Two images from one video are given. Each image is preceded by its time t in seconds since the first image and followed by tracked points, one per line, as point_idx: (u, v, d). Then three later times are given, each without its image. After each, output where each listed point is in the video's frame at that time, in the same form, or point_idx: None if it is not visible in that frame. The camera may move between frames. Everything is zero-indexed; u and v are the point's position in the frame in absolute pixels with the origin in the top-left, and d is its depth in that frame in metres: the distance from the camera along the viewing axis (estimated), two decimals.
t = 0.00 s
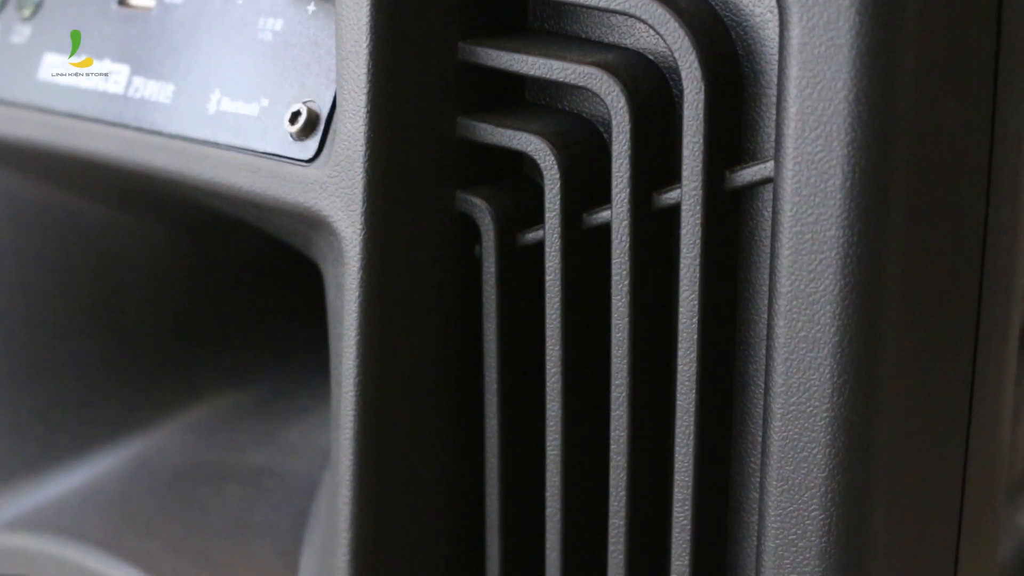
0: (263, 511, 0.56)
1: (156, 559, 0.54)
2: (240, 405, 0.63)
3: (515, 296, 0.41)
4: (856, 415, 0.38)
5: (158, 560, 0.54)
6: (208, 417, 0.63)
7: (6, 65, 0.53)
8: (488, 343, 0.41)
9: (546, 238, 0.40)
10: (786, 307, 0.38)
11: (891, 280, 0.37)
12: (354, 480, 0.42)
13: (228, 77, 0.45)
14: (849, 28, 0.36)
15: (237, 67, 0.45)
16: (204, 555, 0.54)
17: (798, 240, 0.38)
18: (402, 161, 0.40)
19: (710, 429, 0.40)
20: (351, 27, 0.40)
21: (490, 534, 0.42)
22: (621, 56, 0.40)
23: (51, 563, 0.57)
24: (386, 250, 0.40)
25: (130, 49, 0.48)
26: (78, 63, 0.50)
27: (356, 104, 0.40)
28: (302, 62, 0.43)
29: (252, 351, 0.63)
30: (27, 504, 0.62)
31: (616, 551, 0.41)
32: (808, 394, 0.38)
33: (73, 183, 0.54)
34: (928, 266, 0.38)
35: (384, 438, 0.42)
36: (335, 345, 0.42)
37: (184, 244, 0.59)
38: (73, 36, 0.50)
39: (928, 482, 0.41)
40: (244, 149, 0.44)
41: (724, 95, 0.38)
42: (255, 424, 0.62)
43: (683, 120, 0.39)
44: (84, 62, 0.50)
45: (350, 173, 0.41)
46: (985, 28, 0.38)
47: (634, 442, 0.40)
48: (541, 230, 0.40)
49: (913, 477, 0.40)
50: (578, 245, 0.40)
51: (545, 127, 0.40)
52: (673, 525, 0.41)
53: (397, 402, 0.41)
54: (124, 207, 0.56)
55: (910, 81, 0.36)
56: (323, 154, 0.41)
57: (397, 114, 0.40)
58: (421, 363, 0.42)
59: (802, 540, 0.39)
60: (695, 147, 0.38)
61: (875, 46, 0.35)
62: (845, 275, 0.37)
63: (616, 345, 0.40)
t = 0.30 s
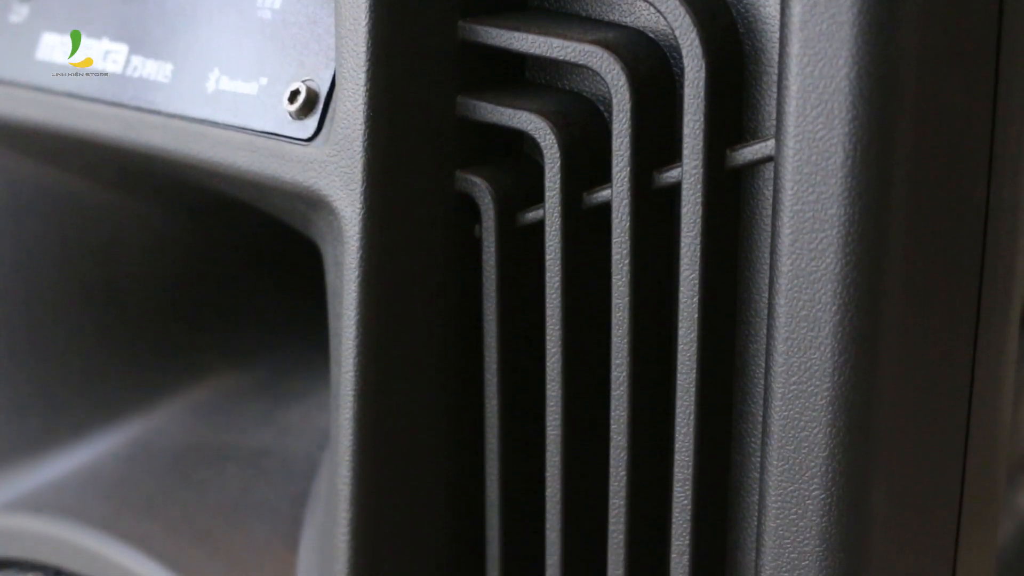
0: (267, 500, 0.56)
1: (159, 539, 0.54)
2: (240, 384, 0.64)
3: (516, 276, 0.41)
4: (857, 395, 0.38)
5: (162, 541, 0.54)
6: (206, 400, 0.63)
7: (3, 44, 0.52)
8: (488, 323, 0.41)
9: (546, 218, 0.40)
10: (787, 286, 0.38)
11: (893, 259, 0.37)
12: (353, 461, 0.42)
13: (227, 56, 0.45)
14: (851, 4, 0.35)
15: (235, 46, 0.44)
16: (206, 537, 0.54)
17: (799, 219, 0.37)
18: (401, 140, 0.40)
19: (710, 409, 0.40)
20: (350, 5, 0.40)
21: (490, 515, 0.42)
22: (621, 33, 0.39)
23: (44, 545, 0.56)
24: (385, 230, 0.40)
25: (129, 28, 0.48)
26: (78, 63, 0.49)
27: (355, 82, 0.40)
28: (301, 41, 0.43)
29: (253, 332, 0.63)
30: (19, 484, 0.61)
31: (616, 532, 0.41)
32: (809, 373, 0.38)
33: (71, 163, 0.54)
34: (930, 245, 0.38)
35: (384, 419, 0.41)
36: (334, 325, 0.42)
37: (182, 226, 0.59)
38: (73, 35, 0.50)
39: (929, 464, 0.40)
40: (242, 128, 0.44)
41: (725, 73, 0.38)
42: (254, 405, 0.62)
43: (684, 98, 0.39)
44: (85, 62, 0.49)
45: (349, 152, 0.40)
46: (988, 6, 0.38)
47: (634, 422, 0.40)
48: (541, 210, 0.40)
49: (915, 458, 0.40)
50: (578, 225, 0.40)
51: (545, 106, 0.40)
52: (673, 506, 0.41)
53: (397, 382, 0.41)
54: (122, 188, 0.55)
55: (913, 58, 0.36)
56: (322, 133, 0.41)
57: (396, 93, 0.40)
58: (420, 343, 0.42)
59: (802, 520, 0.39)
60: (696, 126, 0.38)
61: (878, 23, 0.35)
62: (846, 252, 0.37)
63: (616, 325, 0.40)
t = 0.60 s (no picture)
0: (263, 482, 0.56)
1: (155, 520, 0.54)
2: (240, 368, 0.63)
3: (516, 257, 0.41)
4: (858, 375, 0.37)
5: (157, 520, 0.54)
6: (206, 380, 0.63)
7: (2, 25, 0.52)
8: (488, 304, 0.41)
9: (547, 199, 0.39)
10: (788, 266, 0.38)
11: (894, 238, 0.37)
12: (353, 442, 0.42)
13: (226, 37, 0.45)
14: None
15: (234, 26, 0.44)
16: (204, 520, 0.54)
17: (800, 199, 0.37)
18: (400, 120, 0.40)
19: (710, 390, 0.40)
20: None
21: (490, 497, 0.42)
22: (622, 13, 0.39)
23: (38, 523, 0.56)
24: (385, 211, 0.40)
25: (128, 9, 0.48)
26: (78, 64, 0.49)
27: (355, 62, 0.40)
28: (301, 21, 0.43)
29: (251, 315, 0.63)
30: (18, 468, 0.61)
31: (616, 514, 0.40)
32: (810, 354, 0.38)
33: (69, 144, 0.53)
34: (931, 225, 0.38)
35: (383, 401, 0.41)
36: (334, 306, 0.42)
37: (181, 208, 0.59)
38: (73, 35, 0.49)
39: (929, 445, 0.40)
40: (242, 109, 0.43)
41: (726, 52, 0.38)
42: (255, 384, 0.62)
43: (685, 78, 0.38)
44: (83, 62, 0.49)
45: (349, 133, 0.40)
46: None
47: (635, 404, 0.40)
48: (541, 191, 0.40)
49: (915, 440, 0.40)
50: (578, 205, 0.40)
51: (545, 86, 0.40)
52: (673, 488, 0.41)
53: (397, 364, 0.41)
54: (122, 169, 0.55)
55: (914, 37, 0.36)
56: (321, 114, 0.41)
57: (396, 73, 0.39)
58: (420, 324, 0.41)
59: (802, 501, 0.39)
60: (697, 105, 0.38)
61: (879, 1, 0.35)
62: (847, 231, 0.37)
63: (616, 306, 0.39)
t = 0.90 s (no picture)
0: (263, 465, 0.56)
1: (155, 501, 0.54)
2: (241, 351, 0.63)
3: (516, 240, 0.41)
4: (859, 357, 0.37)
5: (157, 502, 0.54)
6: (205, 364, 0.63)
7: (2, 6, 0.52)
8: (488, 285, 0.41)
9: (547, 180, 0.39)
10: (789, 247, 0.38)
11: (895, 218, 0.37)
12: (352, 425, 0.41)
13: (224, 17, 0.44)
14: None
15: (233, 7, 0.44)
16: (204, 504, 0.54)
17: (801, 180, 0.37)
18: (400, 102, 0.40)
19: (710, 372, 0.40)
20: None
21: (490, 479, 0.42)
22: None
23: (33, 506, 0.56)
24: (384, 193, 0.40)
25: None
26: (78, 64, 0.48)
27: (354, 43, 0.39)
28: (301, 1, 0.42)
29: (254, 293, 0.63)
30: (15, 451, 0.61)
31: (617, 496, 0.40)
32: (811, 336, 0.38)
33: (68, 126, 0.53)
34: (932, 207, 0.38)
35: (383, 384, 0.41)
36: (334, 288, 0.42)
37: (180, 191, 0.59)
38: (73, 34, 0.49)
39: (930, 428, 0.40)
40: (241, 90, 0.43)
41: (727, 33, 0.38)
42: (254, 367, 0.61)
43: (686, 59, 0.38)
44: (82, 61, 0.48)
45: (348, 114, 0.40)
46: None
47: (635, 386, 0.40)
48: (541, 173, 0.40)
49: (915, 422, 0.40)
50: (578, 187, 0.40)
51: (545, 68, 0.39)
52: (673, 470, 0.41)
53: (396, 347, 0.41)
54: (120, 151, 0.55)
55: (915, 18, 0.36)
56: (321, 95, 0.41)
57: (395, 54, 0.39)
58: (420, 306, 0.41)
59: (802, 484, 0.39)
60: (697, 86, 0.38)
61: None
62: (848, 211, 0.36)
63: (617, 289, 0.39)
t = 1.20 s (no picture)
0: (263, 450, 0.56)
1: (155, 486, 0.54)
2: (238, 335, 0.65)
3: (516, 222, 0.41)
4: (859, 339, 0.37)
5: (156, 486, 0.54)
6: (202, 350, 0.64)
7: None
8: (488, 267, 0.41)
9: (547, 161, 0.39)
10: (789, 229, 0.38)
11: (896, 199, 0.37)
12: (352, 408, 0.41)
13: None
14: None
15: None
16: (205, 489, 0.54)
17: (802, 161, 0.37)
18: (400, 83, 0.39)
19: (711, 354, 0.40)
20: None
21: (490, 461, 0.42)
22: None
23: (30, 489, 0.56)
24: (384, 174, 0.40)
25: None
26: (78, 64, 0.48)
27: (354, 24, 0.39)
28: None
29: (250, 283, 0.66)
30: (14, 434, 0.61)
31: (617, 478, 0.40)
32: (811, 317, 0.38)
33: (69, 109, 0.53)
34: (934, 189, 0.38)
35: (383, 366, 0.41)
36: (333, 271, 0.42)
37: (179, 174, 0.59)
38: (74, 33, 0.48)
39: (932, 411, 0.40)
40: (240, 72, 0.43)
41: (728, 14, 0.38)
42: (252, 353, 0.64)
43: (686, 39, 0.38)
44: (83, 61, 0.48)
45: (348, 95, 0.40)
46: None
47: (636, 368, 0.40)
48: (541, 154, 0.40)
49: (917, 405, 0.39)
50: (578, 168, 0.39)
51: (545, 48, 0.39)
52: (673, 453, 0.41)
53: (396, 329, 0.41)
54: (121, 134, 0.55)
55: None
56: (320, 76, 0.41)
57: (395, 35, 0.39)
58: (420, 288, 0.41)
59: (803, 466, 0.39)
60: (698, 67, 0.37)
61: None
62: (849, 192, 0.36)
63: (617, 270, 0.39)
